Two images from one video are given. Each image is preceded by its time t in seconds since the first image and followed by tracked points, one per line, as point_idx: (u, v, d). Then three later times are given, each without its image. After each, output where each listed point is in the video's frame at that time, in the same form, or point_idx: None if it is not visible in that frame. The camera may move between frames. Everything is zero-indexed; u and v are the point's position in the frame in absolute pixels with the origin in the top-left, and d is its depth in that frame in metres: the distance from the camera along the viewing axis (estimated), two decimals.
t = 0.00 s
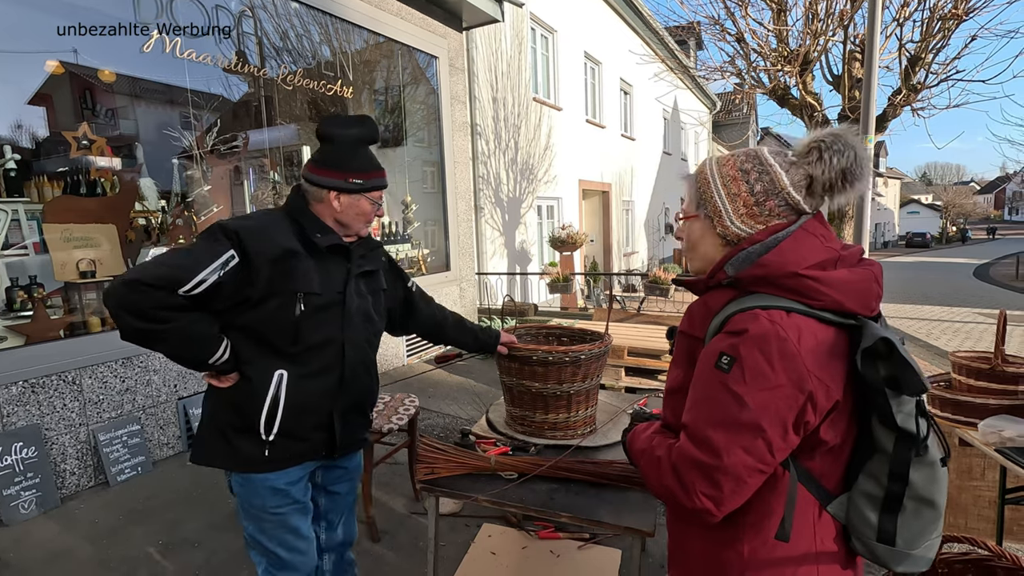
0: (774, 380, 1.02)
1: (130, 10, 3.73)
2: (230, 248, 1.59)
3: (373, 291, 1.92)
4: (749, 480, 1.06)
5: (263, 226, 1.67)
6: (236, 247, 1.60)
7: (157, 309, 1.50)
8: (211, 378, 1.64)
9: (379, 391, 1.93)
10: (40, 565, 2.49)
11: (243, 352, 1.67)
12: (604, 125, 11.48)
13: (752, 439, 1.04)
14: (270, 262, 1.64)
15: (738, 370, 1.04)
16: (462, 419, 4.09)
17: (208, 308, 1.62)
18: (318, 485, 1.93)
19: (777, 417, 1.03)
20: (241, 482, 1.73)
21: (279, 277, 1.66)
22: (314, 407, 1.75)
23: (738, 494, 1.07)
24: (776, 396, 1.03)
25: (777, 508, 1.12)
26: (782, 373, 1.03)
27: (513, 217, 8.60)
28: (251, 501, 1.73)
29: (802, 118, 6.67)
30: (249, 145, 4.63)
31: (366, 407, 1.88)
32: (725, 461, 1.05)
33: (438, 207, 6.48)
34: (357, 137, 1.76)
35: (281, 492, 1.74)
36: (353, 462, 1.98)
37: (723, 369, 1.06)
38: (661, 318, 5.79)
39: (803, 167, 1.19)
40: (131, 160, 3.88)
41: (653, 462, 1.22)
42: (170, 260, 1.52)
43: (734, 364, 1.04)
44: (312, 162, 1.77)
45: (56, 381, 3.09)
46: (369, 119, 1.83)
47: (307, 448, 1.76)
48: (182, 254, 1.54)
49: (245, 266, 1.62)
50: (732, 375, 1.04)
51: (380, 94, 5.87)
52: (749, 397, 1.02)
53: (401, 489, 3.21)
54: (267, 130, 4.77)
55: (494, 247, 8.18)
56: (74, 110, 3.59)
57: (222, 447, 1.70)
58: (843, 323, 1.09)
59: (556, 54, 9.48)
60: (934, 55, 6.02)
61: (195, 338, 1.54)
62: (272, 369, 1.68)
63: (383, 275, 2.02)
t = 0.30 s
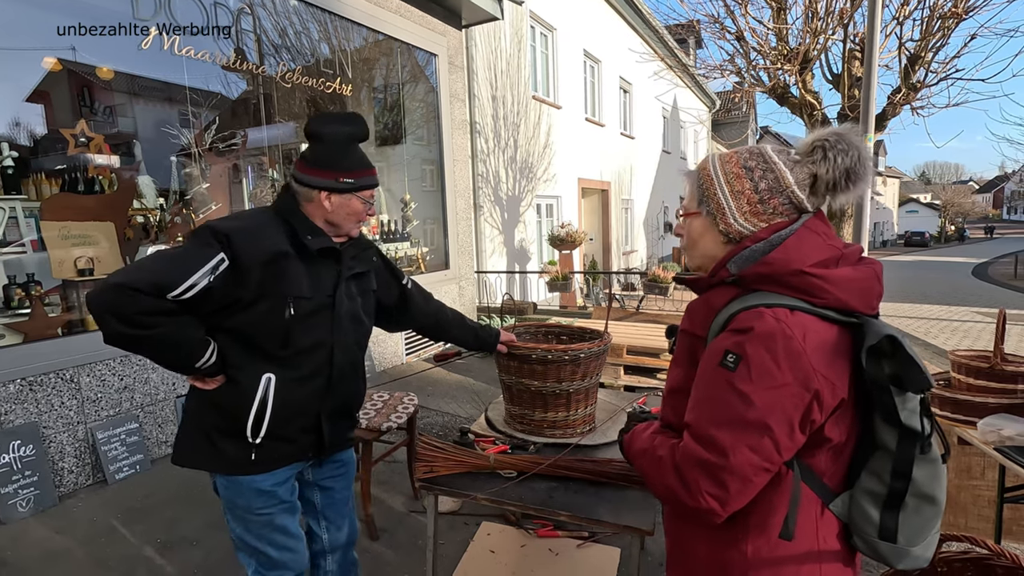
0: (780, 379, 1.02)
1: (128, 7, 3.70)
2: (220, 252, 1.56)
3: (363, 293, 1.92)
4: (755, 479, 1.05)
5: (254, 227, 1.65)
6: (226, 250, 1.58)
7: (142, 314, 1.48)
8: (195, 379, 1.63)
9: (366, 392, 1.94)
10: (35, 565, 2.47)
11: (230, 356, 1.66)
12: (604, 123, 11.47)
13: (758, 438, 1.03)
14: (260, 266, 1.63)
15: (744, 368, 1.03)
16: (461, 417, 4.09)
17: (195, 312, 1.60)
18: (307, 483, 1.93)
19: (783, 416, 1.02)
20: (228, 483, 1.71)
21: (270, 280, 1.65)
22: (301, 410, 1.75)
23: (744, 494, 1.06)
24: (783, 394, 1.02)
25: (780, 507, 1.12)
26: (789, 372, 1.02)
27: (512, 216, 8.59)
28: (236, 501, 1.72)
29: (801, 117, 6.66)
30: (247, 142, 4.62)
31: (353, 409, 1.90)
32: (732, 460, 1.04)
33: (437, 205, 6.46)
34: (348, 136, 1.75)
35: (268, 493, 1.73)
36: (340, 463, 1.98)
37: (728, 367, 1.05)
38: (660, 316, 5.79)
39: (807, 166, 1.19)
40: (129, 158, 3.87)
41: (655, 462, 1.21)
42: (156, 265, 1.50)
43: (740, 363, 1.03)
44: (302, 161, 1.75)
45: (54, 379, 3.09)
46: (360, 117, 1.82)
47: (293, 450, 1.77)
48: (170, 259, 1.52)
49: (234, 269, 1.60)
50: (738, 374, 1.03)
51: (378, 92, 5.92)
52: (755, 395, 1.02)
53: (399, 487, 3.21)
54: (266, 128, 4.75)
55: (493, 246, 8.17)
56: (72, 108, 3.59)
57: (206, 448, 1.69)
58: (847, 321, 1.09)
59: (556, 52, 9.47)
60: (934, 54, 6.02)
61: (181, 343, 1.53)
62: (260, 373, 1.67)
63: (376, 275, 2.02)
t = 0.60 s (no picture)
0: (789, 378, 1.01)
1: (128, 6, 3.71)
2: (212, 252, 1.55)
3: (361, 292, 1.91)
4: (765, 480, 1.04)
5: (245, 227, 1.65)
6: (218, 251, 1.57)
7: (135, 316, 1.48)
8: (190, 381, 1.64)
9: (363, 392, 1.94)
10: (35, 563, 2.48)
11: (224, 357, 1.65)
12: (603, 123, 11.47)
13: (769, 439, 1.02)
14: (253, 267, 1.62)
15: (753, 368, 1.02)
16: (460, 416, 4.09)
17: (189, 313, 1.60)
18: (308, 483, 1.92)
19: (793, 415, 1.01)
20: (225, 485, 1.71)
21: (264, 280, 1.64)
22: (298, 410, 1.75)
23: (754, 496, 1.05)
24: (792, 393, 1.01)
25: (785, 508, 1.11)
26: (797, 371, 1.01)
27: (511, 215, 8.59)
28: (234, 501, 1.71)
29: (801, 116, 6.67)
30: (246, 141, 4.62)
31: (350, 409, 1.90)
32: (743, 462, 1.03)
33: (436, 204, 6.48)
34: (324, 127, 1.74)
35: (266, 493, 1.72)
36: (337, 462, 1.97)
37: (736, 367, 1.04)
38: (660, 315, 5.79)
39: (810, 165, 1.20)
40: (128, 156, 3.86)
41: (660, 464, 1.20)
42: (149, 265, 1.49)
43: (749, 363, 1.02)
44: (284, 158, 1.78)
45: (53, 379, 3.08)
46: (343, 112, 1.83)
47: (290, 450, 1.76)
48: (162, 260, 1.52)
49: (226, 270, 1.59)
50: (747, 374, 1.02)
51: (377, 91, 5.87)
52: (765, 396, 1.00)
53: (398, 486, 3.21)
54: (265, 126, 4.75)
55: (493, 245, 8.16)
56: (71, 107, 3.58)
57: (202, 450, 1.69)
58: (850, 321, 1.09)
59: (555, 51, 9.47)
60: (933, 53, 6.02)
61: (175, 345, 1.53)
62: (255, 374, 1.67)
63: (374, 273, 2.01)
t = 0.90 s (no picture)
0: (795, 379, 1.00)
1: (128, 6, 3.71)
2: (207, 251, 1.55)
3: (360, 290, 1.91)
4: (770, 482, 1.03)
5: (242, 226, 1.65)
6: (214, 250, 1.57)
7: (133, 315, 1.48)
8: (193, 380, 1.63)
9: (365, 389, 1.95)
10: (34, 563, 2.47)
11: (225, 355, 1.65)
12: (603, 123, 11.46)
13: (775, 440, 1.01)
14: (250, 264, 1.62)
15: (759, 369, 1.01)
16: (460, 416, 4.09)
17: (186, 311, 1.60)
18: (310, 482, 1.92)
19: (799, 416, 1.01)
20: (229, 483, 1.71)
21: (262, 278, 1.65)
22: (300, 407, 1.75)
23: (759, 497, 1.04)
24: (799, 395, 1.00)
25: (788, 508, 1.11)
26: (804, 372, 1.01)
27: (512, 215, 8.58)
28: (238, 499, 1.71)
29: (801, 116, 6.66)
30: (246, 141, 4.62)
31: (352, 406, 1.91)
32: (748, 463, 1.02)
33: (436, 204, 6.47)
34: (306, 122, 1.75)
35: (269, 490, 1.72)
36: (338, 460, 1.96)
37: (743, 368, 1.03)
38: (660, 316, 5.79)
39: (818, 166, 1.19)
40: (128, 155, 3.86)
41: (664, 464, 1.19)
42: (147, 264, 1.50)
43: (755, 363, 1.02)
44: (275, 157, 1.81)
45: (53, 378, 3.08)
46: (326, 105, 1.83)
47: (294, 447, 1.76)
48: (156, 259, 1.51)
49: (222, 269, 1.60)
50: (753, 374, 1.01)
51: (378, 91, 5.90)
52: (771, 397, 1.00)
53: (399, 486, 3.20)
54: (265, 126, 4.75)
55: (493, 245, 8.15)
56: (71, 106, 3.58)
57: (207, 449, 1.69)
58: (856, 323, 1.09)
59: (556, 51, 9.46)
60: (934, 54, 6.01)
61: (174, 343, 1.52)
62: (257, 371, 1.67)
63: (374, 271, 2.01)
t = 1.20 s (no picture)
0: (800, 381, 1.00)
1: (129, 6, 3.71)
2: (211, 245, 1.56)
3: (361, 284, 1.91)
4: (774, 483, 1.03)
5: (243, 223, 1.65)
6: (217, 244, 1.58)
7: (140, 306, 1.49)
8: (202, 374, 1.63)
9: (370, 382, 1.96)
10: (35, 562, 2.48)
11: (232, 348, 1.66)
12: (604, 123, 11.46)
13: (779, 441, 1.01)
14: (251, 259, 1.62)
15: (764, 370, 1.01)
16: (460, 417, 4.09)
17: (191, 303, 1.61)
18: (314, 477, 1.93)
19: (803, 418, 1.00)
20: (237, 474, 1.71)
21: (263, 272, 1.65)
22: (305, 399, 1.76)
23: (763, 498, 1.04)
24: (803, 396, 1.00)
25: (791, 509, 1.11)
26: (809, 374, 1.00)
27: (512, 215, 8.58)
28: (246, 491, 1.71)
29: (801, 117, 6.66)
30: (247, 141, 4.63)
31: (357, 397, 1.91)
32: (753, 465, 1.02)
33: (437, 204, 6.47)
34: (302, 121, 1.76)
35: (277, 482, 1.73)
36: (342, 454, 1.97)
37: (748, 370, 1.02)
38: (660, 316, 5.80)
39: (823, 167, 1.19)
40: (129, 155, 3.86)
41: (667, 465, 1.19)
42: (151, 258, 1.51)
43: (760, 365, 1.01)
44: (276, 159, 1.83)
45: (53, 378, 3.08)
46: (323, 105, 1.84)
47: (302, 438, 1.76)
48: (161, 253, 1.53)
49: (226, 262, 1.60)
50: (757, 376, 1.01)
51: (378, 91, 5.90)
52: (776, 399, 0.99)
53: (399, 486, 3.21)
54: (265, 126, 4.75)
55: (493, 245, 8.15)
56: (71, 106, 3.58)
57: (216, 442, 1.69)
58: (861, 324, 1.08)
59: (556, 51, 9.45)
60: (934, 55, 6.01)
61: (180, 334, 1.53)
62: (262, 362, 1.68)
63: (374, 266, 2.01)
